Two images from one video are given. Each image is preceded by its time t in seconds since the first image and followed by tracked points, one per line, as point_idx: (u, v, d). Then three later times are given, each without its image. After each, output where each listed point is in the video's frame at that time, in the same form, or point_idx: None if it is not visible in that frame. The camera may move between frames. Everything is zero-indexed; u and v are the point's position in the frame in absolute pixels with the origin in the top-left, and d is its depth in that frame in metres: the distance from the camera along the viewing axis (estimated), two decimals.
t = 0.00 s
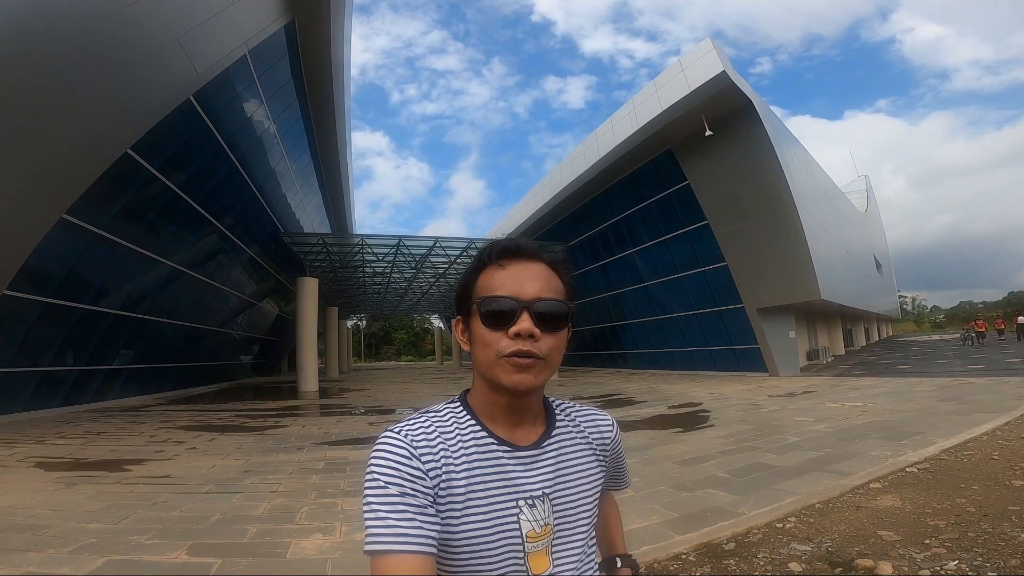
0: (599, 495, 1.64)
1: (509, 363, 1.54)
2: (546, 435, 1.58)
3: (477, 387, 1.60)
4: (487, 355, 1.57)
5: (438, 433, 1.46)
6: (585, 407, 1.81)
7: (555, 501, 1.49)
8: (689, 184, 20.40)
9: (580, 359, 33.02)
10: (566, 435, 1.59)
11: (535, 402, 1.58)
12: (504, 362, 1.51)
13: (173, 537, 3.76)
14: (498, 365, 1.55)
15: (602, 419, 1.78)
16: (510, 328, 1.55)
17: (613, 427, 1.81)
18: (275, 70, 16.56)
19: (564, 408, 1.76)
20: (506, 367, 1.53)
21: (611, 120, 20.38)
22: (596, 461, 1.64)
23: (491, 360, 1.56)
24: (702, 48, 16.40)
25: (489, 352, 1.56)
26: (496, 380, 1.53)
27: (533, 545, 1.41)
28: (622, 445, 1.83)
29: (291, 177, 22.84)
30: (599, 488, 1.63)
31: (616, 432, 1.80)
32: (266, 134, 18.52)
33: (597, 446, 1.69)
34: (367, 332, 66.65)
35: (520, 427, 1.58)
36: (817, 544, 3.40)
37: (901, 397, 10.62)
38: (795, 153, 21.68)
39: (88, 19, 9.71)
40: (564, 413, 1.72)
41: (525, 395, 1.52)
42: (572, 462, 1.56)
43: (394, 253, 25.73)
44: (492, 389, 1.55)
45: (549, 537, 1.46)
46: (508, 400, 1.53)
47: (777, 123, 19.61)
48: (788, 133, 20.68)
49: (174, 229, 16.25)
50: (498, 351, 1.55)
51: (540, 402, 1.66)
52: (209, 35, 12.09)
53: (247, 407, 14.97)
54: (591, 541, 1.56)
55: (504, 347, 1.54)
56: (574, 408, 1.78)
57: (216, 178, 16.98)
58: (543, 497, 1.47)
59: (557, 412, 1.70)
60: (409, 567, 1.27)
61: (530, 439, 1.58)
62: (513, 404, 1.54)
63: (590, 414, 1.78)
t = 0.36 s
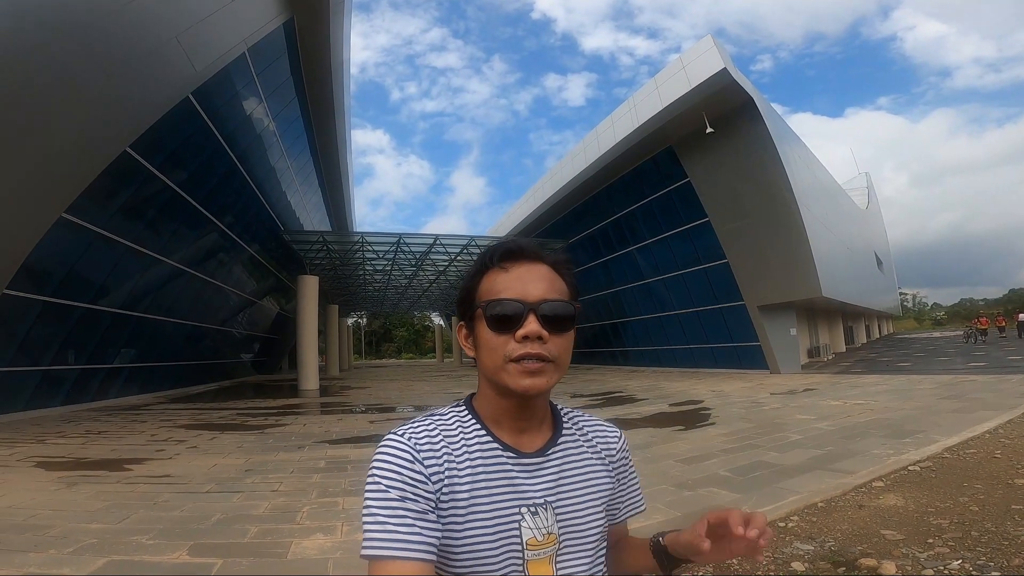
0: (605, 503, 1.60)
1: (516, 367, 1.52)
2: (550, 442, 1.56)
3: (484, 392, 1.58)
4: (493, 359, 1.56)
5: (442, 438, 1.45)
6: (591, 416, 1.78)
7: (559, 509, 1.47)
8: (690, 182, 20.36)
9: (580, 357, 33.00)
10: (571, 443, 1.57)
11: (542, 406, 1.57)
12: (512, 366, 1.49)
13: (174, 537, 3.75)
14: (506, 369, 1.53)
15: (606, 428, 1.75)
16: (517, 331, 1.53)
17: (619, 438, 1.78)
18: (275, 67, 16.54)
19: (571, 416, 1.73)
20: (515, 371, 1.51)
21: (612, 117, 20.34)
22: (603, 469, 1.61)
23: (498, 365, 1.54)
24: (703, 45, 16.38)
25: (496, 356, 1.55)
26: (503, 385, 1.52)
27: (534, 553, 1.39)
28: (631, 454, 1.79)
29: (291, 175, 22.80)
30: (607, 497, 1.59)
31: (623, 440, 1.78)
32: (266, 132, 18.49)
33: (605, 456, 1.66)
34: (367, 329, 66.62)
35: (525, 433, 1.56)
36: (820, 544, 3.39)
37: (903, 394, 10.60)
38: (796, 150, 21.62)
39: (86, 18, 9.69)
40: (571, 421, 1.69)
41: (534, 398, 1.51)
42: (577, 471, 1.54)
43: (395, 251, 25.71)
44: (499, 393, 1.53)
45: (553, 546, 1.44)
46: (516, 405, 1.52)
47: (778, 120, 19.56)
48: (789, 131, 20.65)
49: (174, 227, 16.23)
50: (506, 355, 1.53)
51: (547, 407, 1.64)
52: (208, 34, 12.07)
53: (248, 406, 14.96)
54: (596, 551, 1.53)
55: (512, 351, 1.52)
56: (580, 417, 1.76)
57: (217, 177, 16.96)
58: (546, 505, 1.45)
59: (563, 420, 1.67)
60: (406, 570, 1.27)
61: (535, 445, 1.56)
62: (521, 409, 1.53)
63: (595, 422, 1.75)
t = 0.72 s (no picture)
0: (619, 511, 1.57)
1: (529, 381, 1.49)
2: (561, 448, 1.54)
3: (493, 404, 1.56)
4: (504, 372, 1.53)
5: (451, 447, 1.45)
6: (602, 419, 1.75)
7: (570, 518, 1.44)
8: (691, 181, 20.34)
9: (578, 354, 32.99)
10: (580, 449, 1.54)
11: (553, 419, 1.55)
12: (526, 381, 1.47)
13: (169, 535, 3.72)
14: (518, 384, 1.50)
15: (618, 429, 1.73)
16: (531, 345, 1.51)
17: (633, 438, 1.75)
18: (276, 61, 16.47)
19: (581, 420, 1.70)
20: (528, 385, 1.49)
21: (613, 115, 20.29)
22: (616, 475, 1.57)
23: (509, 378, 1.51)
24: (706, 44, 16.33)
25: (508, 369, 1.52)
26: (514, 399, 1.49)
27: (545, 562, 1.37)
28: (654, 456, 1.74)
29: (291, 169, 22.73)
30: (618, 502, 1.56)
31: (637, 441, 1.74)
32: (266, 126, 18.42)
33: (619, 460, 1.63)
34: (365, 324, 66.59)
35: (537, 444, 1.54)
36: (818, 546, 3.38)
37: (900, 396, 10.62)
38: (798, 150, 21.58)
39: (88, 11, 9.64)
40: (581, 426, 1.67)
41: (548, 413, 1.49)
42: (587, 476, 1.51)
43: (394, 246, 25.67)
44: (511, 406, 1.51)
45: (566, 554, 1.42)
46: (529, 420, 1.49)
47: (780, 119, 19.54)
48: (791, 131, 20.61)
49: (174, 220, 16.19)
50: (518, 369, 1.51)
51: (557, 417, 1.61)
52: (210, 28, 12.02)
53: (246, 400, 14.94)
54: (609, 557, 1.49)
55: (525, 364, 1.50)
56: (590, 421, 1.73)
57: (217, 170, 16.90)
58: (557, 514, 1.42)
59: (574, 425, 1.65)
60: None
61: (546, 453, 1.54)
62: (533, 422, 1.51)
63: (606, 425, 1.73)
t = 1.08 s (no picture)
0: (612, 507, 1.56)
1: (498, 358, 1.53)
2: (553, 441, 1.54)
3: (478, 389, 1.59)
4: (480, 356, 1.57)
5: (444, 437, 1.46)
6: (598, 414, 1.75)
7: (562, 510, 1.44)
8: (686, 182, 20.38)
9: (575, 356, 32.99)
10: (574, 442, 1.55)
11: (539, 399, 1.56)
12: (493, 357, 1.50)
13: (164, 535, 3.70)
14: (489, 361, 1.54)
15: (614, 427, 1.72)
16: (496, 322, 1.54)
17: (625, 433, 1.74)
18: (272, 63, 16.46)
19: (576, 414, 1.71)
20: (497, 362, 1.53)
21: (609, 117, 20.33)
22: (609, 472, 1.57)
23: (482, 359, 1.56)
24: (702, 45, 16.39)
25: (479, 349, 1.56)
26: (491, 378, 1.52)
27: (535, 554, 1.37)
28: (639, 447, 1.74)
29: (287, 171, 22.69)
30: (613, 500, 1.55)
31: (631, 437, 1.74)
32: (262, 128, 18.39)
33: (613, 455, 1.62)
34: (362, 327, 66.44)
35: (526, 430, 1.55)
36: (814, 545, 3.39)
37: (895, 396, 10.66)
38: (793, 152, 21.65)
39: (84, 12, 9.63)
40: (576, 420, 1.67)
41: (522, 387, 1.50)
42: (581, 470, 1.51)
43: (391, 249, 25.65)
44: (489, 387, 1.54)
45: (557, 547, 1.41)
46: (505, 397, 1.52)
47: (776, 121, 19.60)
48: (786, 133, 20.69)
49: (169, 222, 16.13)
50: (489, 349, 1.54)
51: (548, 402, 1.62)
52: (206, 29, 12.02)
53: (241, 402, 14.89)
54: (602, 552, 1.49)
55: (493, 342, 1.53)
56: (586, 416, 1.73)
57: (212, 172, 16.86)
58: (547, 505, 1.42)
59: (568, 419, 1.65)
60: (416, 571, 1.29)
61: (536, 443, 1.55)
62: (512, 400, 1.52)
63: (602, 421, 1.72)
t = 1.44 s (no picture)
0: (618, 506, 1.56)
1: (507, 361, 1.52)
2: (559, 440, 1.54)
3: (485, 390, 1.58)
4: (488, 357, 1.56)
5: (450, 436, 1.45)
6: (604, 414, 1.74)
7: (566, 510, 1.44)
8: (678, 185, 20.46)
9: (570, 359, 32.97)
10: (581, 441, 1.55)
11: (546, 401, 1.55)
12: (501, 361, 1.49)
13: (159, 543, 3.66)
14: (498, 365, 1.53)
15: (622, 424, 1.71)
16: (505, 325, 1.53)
17: (636, 435, 1.73)
18: (263, 69, 16.43)
19: (582, 413, 1.71)
20: (506, 366, 1.51)
21: (601, 120, 20.40)
22: (615, 471, 1.56)
23: (490, 361, 1.55)
24: (691, 48, 16.49)
25: (488, 353, 1.55)
26: (499, 380, 1.51)
27: (539, 553, 1.37)
28: (648, 447, 1.74)
29: (279, 177, 22.63)
30: (618, 501, 1.55)
31: (639, 437, 1.73)
32: (253, 134, 18.32)
33: (618, 453, 1.62)
34: (357, 333, 66.19)
35: (532, 431, 1.55)
36: (813, 543, 3.39)
37: (889, 394, 10.70)
38: (783, 154, 21.80)
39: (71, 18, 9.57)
40: (583, 418, 1.67)
41: (529, 390, 1.49)
42: (587, 470, 1.51)
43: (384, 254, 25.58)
44: (495, 390, 1.53)
45: (561, 547, 1.41)
46: (512, 399, 1.51)
47: (766, 123, 19.72)
48: (775, 134, 20.84)
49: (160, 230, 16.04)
50: (497, 351, 1.53)
51: (553, 403, 1.62)
52: (197, 35, 12.00)
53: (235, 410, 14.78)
54: (606, 552, 1.49)
55: (501, 345, 1.53)
56: (592, 413, 1.73)
57: (204, 179, 16.79)
58: (551, 505, 1.42)
59: (575, 417, 1.65)
60: (419, 571, 1.28)
61: (541, 444, 1.54)
62: (518, 403, 1.52)
63: (609, 419, 1.72)
